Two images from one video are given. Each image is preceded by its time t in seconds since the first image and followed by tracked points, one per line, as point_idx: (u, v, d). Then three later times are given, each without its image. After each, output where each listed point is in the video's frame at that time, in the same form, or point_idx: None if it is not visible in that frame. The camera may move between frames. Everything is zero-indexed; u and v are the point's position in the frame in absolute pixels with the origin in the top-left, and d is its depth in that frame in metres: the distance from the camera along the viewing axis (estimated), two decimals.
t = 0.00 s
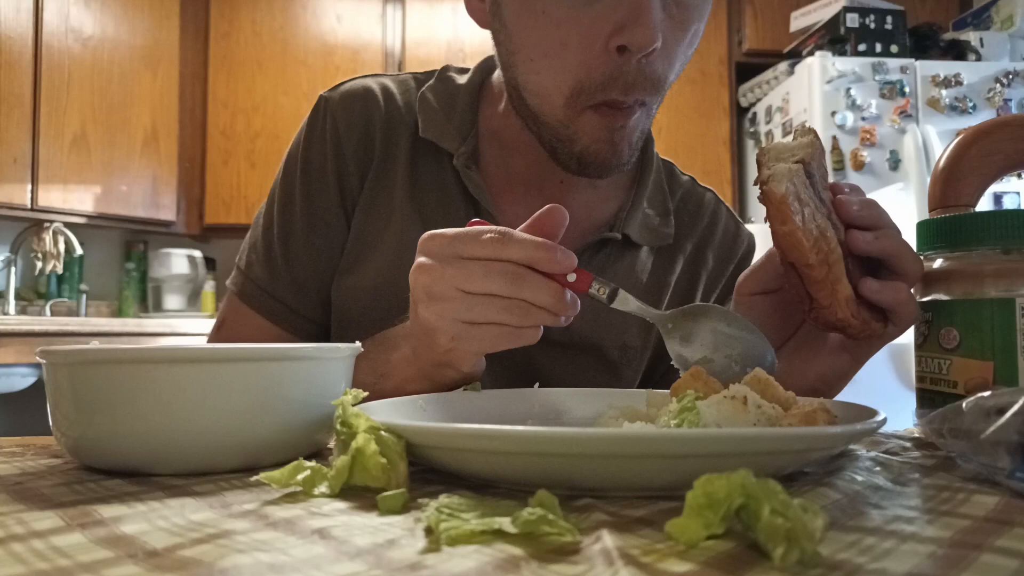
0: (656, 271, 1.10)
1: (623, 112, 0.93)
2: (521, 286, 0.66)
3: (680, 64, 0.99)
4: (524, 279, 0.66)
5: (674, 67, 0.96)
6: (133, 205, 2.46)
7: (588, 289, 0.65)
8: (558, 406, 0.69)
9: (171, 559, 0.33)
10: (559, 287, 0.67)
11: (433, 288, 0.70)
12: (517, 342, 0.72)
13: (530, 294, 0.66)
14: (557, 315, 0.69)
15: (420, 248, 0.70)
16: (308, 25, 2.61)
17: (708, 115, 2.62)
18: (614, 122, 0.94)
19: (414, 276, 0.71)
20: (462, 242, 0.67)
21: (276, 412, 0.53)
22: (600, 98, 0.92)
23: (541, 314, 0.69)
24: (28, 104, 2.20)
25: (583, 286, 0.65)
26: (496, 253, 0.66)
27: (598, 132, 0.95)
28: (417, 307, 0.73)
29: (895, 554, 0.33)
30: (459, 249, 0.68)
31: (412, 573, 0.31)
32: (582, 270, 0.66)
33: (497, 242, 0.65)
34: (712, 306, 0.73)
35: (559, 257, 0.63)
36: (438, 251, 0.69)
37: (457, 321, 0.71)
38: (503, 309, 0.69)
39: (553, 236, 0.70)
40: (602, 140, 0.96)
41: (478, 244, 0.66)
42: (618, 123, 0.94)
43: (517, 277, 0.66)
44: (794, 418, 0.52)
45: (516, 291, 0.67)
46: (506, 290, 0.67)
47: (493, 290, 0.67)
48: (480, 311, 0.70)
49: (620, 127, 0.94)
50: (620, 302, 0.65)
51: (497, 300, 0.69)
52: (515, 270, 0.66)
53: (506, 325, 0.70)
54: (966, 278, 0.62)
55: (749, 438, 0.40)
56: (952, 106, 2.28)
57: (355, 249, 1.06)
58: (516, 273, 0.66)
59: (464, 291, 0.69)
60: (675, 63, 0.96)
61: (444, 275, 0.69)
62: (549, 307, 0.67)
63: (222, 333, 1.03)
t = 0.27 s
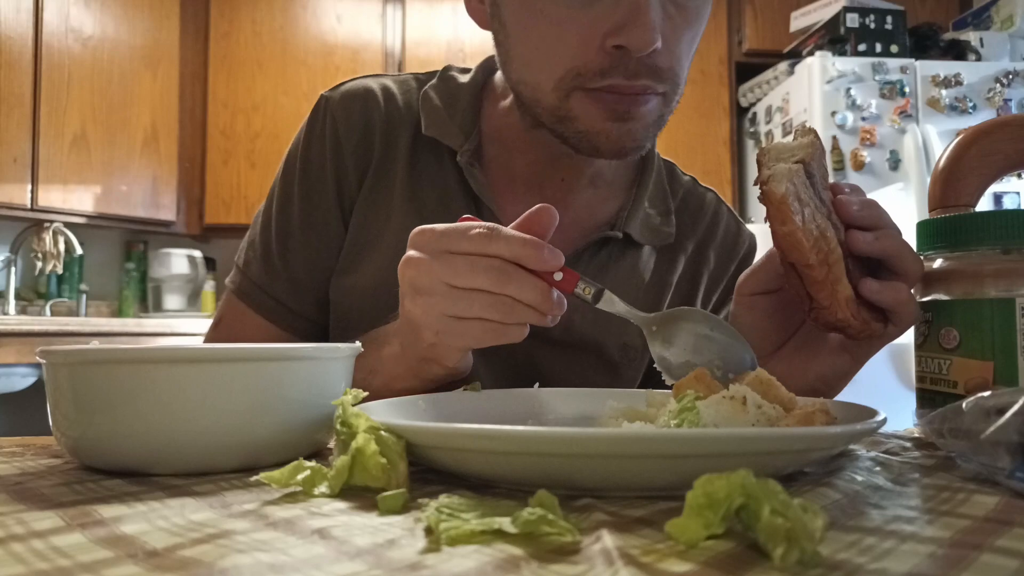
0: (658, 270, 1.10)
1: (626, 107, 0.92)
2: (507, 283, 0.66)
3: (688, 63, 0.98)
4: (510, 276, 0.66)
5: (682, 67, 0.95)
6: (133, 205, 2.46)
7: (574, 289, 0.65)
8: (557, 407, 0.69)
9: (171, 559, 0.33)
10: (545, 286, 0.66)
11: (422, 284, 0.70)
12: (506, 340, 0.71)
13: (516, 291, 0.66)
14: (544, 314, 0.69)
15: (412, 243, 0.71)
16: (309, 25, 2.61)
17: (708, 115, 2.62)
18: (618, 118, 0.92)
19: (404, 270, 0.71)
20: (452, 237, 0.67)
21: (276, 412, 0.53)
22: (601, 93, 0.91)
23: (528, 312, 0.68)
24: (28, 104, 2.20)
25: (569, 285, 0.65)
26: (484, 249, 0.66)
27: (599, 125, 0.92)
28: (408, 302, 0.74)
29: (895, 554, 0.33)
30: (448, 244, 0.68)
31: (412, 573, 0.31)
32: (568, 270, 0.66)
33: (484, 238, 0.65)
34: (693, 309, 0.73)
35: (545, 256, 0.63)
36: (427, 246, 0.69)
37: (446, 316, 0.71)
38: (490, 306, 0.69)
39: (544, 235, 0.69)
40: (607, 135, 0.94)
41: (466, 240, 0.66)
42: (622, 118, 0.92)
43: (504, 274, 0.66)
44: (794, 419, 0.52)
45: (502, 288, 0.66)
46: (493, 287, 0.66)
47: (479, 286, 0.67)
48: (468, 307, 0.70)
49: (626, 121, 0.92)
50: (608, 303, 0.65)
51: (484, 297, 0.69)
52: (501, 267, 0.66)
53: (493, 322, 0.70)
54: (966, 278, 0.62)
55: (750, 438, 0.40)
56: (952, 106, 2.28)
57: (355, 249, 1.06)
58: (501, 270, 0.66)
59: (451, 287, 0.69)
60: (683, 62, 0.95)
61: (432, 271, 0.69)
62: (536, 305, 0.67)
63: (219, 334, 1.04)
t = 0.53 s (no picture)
0: (659, 270, 1.10)
1: (629, 111, 0.92)
2: (522, 289, 0.66)
3: (683, 65, 0.98)
4: (525, 283, 0.66)
5: (677, 69, 0.96)
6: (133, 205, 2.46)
7: (592, 297, 0.65)
8: (558, 406, 0.69)
9: (171, 559, 0.33)
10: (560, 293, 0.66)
11: (436, 289, 0.70)
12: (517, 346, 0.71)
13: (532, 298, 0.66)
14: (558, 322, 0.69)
15: (428, 250, 0.71)
16: (308, 25, 2.61)
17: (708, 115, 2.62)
18: (621, 122, 0.92)
19: (419, 276, 0.71)
20: (467, 243, 0.68)
21: (276, 412, 0.53)
22: (604, 98, 0.91)
23: (542, 320, 0.69)
24: (28, 104, 2.20)
25: (586, 293, 0.65)
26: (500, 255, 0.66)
27: (605, 134, 0.93)
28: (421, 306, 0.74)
29: (895, 554, 0.33)
30: (463, 250, 0.68)
31: (412, 573, 0.31)
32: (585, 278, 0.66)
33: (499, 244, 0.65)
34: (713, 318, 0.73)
35: (562, 262, 0.63)
36: (443, 252, 0.69)
37: (461, 322, 0.71)
38: (505, 313, 0.69)
39: (556, 243, 0.70)
40: (609, 140, 0.94)
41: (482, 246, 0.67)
42: (625, 123, 0.92)
43: (519, 281, 0.66)
44: (794, 419, 0.52)
45: (516, 293, 0.67)
46: (508, 293, 0.67)
47: (494, 292, 0.68)
48: (482, 313, 0.70)
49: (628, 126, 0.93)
50: (624, 311, 0.65)
51: (499, 303, 0.69)
52: (517, 273, 0.66)
53: (507, 328, 0.70)
54: (966, 278, 0.62)
55: (750, 438, 0.40)
56: (952, 106, 2.28)
57: (355, 250, 1.06)
58: (517, 276, 0.66)
59: (466, 292, 0.69)
60: (677, 65, 0.96)
61: (447, 277, 0.69)
62: (550, 312, 0.67)
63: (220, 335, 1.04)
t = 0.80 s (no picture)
0: (659, 270, 1.10)
1: (628, 112, 0.92)
2: (529, 287, 0.67)
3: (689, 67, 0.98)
4: (532, 282, 0.67)
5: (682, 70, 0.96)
6: (133, 205, 2.46)
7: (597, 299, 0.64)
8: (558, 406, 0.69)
9: (171, 559, 0.33)
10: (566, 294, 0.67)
11: (444, 284, 0.71)
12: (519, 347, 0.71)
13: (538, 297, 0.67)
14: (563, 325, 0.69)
15: (442, 245, 0.73)
16: (308, 25, 2.61)
17: (708, 115, 2.62)
18: (620, 122, 0.92)
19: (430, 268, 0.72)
20: (480, 241, 0.69)
21: (276, 412, 0.53)
22: (603, 93, 0.91)
23: (546, 322, 0.69)
24: (28, 104, 2.20)
25: (591, 296, 0.65)
26: (510, 252, 0.67)
27: (602, 129, 0.93)
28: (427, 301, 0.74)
29: (895, 554, 0.33)
30: (476, 246, 0.69)
31: (412, 573, 0.31)
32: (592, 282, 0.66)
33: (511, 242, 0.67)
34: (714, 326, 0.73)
35: (569, 262, 0.64)
36: (457, 247, 0.71)
37: (466, 317, 0.71)
38: (509, 311, 0.69)
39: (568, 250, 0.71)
40: (609, 140, 0.94)
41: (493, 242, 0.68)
42: (624, 118, 0.92)
43: (527, 280, 0.67)
44: (793, 420, 0.52)
45: (523, 292, 0.67)
46: (516, 291, 0.68)
47: (502, 288, 0.68)
48: (488, 311, 0.70)
49: (627, 126, 0.93)
50: (627, 314, 0.64)
51: (505, 302, 0.69)
52: (525, 272, 0.67)
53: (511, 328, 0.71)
54: (966, 278, 0.62)
55: (749, 438, 0.40)
56: (952, 106, 2.28)
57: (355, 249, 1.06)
58: (525, 275, 0.67)
59: (474, 287, 0.70)
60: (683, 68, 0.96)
61: (457, 272, 0.70)
62: (554, 313, 0.68)
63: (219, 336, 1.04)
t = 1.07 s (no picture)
0: (659, 270, 1.10)
1: (623, 120, 0.93)
2: (518, 282, 0.67)
3: (682, 69, 0.98)
4: (523, 278, 0.67)
5: (676, 73, 0.96)
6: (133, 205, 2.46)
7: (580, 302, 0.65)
8: (557, 406, 0.69)
9: (171, 559, 0.33)
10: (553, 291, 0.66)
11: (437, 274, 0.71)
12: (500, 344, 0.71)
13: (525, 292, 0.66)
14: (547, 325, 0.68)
15: (442, 236, 0.73)
16: (308, 25, 2.61)
17: (708, 115, 2.62)
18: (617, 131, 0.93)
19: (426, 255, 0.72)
20: (479, 234, 0.69)
21: (276, 412, 0.53)
22: (601, 101, 0.92)
23: (532, 321, 0.68)
24: (28, 104, 2.20)
25: (576, 299, 0.65)
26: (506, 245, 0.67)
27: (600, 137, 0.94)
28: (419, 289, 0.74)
29: (895, 554, 0.33)
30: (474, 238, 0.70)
31: (412, 573, 0.31)
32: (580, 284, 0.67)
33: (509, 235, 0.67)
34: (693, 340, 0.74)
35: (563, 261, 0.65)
36: (457, 239, 0.71)
37: (453, 305, 0.71)
38: (496, 306, 0.69)
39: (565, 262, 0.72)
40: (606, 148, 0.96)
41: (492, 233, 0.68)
42: (621, 127, 0.93)
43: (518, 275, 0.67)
44: (794, 420, 0.52)
45: (511, 286, 0.67)
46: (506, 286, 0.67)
47: (491, 281, 0.68)
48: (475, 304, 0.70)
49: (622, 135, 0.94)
50: (609, 321, 0.68)
51: (494, 297, 0.69)
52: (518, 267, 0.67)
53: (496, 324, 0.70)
54: (966, 278, 0.62)
55: (749, 438, 0.40)
56: (952, 106, 2.28)
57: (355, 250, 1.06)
58: (517, 270, 0.67)
59: (466, 277, 0.70)
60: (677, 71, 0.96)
61: (452, 262, 0.70)
62: (540, 312, 0.67)
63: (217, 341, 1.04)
